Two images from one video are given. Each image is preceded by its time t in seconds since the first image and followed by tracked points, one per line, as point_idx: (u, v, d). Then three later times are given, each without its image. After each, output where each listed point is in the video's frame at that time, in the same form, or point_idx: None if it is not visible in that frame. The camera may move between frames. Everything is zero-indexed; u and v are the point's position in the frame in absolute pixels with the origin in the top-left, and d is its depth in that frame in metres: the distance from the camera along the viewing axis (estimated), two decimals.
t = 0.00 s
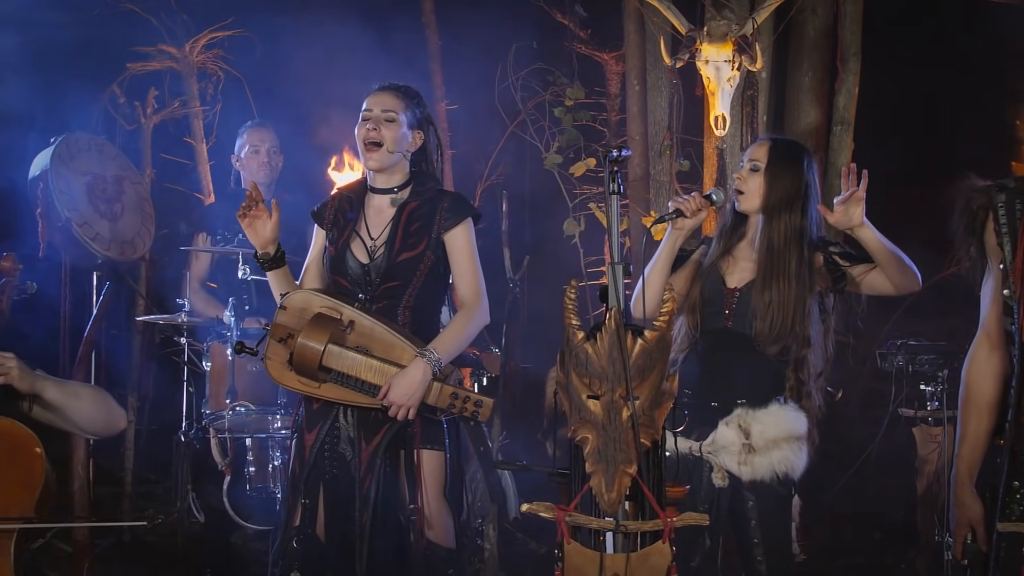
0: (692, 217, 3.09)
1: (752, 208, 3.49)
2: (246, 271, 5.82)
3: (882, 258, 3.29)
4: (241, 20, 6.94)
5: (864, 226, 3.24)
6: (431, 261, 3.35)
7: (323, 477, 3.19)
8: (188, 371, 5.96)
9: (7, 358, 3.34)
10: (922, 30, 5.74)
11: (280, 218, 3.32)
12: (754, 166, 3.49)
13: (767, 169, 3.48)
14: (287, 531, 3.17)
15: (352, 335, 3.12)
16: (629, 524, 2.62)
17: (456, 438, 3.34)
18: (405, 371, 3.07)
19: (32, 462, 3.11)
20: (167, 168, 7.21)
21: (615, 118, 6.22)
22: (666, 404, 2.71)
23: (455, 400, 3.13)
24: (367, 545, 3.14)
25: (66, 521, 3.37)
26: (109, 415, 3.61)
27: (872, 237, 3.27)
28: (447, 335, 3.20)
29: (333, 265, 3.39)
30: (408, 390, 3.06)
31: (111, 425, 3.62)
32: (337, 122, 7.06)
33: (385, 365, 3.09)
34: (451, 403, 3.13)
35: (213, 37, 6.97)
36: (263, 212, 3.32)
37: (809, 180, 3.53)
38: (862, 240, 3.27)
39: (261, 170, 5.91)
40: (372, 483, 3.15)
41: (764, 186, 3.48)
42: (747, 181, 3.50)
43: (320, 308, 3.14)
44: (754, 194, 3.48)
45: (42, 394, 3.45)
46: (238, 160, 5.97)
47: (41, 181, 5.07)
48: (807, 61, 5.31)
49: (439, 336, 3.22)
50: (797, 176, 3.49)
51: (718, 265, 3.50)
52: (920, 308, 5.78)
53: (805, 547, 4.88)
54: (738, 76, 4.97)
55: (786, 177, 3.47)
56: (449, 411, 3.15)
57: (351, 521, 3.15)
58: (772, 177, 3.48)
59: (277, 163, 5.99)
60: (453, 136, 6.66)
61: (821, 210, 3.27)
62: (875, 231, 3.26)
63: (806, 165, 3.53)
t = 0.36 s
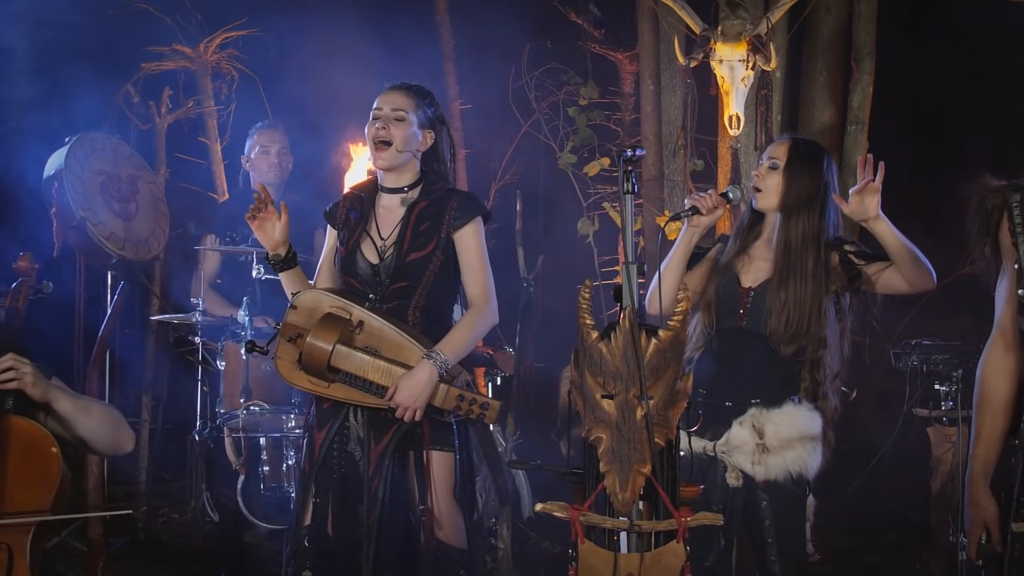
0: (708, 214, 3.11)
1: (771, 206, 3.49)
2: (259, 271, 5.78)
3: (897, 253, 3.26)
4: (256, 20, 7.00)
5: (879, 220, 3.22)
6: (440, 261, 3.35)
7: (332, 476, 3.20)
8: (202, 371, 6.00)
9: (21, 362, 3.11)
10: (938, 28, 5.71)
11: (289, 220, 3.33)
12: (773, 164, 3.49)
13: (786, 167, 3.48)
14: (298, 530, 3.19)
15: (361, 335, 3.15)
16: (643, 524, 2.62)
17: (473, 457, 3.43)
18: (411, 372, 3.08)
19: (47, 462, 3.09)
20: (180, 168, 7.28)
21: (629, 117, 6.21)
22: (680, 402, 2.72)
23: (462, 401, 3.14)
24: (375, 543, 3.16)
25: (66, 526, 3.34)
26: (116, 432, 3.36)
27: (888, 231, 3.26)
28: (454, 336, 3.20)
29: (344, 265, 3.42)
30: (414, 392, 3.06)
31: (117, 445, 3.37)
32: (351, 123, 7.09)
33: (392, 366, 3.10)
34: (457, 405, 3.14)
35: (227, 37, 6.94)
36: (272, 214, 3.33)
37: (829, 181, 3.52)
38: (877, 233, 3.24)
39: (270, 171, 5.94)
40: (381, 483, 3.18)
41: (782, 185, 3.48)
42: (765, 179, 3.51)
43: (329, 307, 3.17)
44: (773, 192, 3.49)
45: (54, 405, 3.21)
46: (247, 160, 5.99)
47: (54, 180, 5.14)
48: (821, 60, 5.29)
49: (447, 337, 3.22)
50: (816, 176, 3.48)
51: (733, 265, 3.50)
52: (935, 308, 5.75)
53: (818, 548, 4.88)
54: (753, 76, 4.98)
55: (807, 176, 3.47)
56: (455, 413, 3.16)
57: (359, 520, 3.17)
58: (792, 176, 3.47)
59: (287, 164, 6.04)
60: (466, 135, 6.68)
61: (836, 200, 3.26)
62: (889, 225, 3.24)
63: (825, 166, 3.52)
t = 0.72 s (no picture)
0: (724, 212, 3.11)
1: (788, 205, 3.48)
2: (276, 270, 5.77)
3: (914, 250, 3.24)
4: (271, 20, 7.08)
5: (895, 213, 3.22)
6: (453, 262, 3.37)
7: (346, 476, 3.23)
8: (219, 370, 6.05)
9: (36, 361, 3.18)
10: (957, 26, 5.67)
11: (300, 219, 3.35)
12: (792, 164, 3.48)
13: (805, 167, 3.47)
14: (313, 530, 3.23)
15: (374, 336, 3.16)
16: (658, 524, 2.62)
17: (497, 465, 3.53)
18: (425, 374, 3.08)
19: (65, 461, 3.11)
20: (197, 168, 7.36)
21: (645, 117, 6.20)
22: (696, 403, 2.72)
23: (474, 404, 3.13)
24: (388, 544, 3.17)
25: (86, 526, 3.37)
26: (136, 421, 3.45)
27: (905, 227, 3.23)
28: (466, 337, 3.20)
29: (358, 266, 3.44)
30: (427, 394, 3.06)
31: (138, 435, 3.45)
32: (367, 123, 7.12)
33: (406, 368, 3.10)
34: (470, 407, 3.13)
35: (244, 37, 7.01)
36: (284, 212, 3.35)
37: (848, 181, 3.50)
38: (893, 227, 3.23)
39: (292, 170, 5.99)
40: (394, 484, 3.18)
41: (802, 184, 3.46)
42: (784, 178, 3.49)
43: (343, 308, 3.18)
44: (791, 191, 3.47)
45: (73, 401, 3.30)
46: (267, 159, 6.02)
47: (71, 181, 5.16)
48: (837, 60, 5.28)
49: (460, 338, 3.22)
50: (836, 175, 3.47)
51: (750, 264, 3.49)
52: (954, 308, 5.71)
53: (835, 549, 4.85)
54: (770, 76, 4.95)
55: (828, 176, 3.45)
56: (468, 415, 3.15)
57: (371, 521, 3.19)
58: (812, 176, 3.46)
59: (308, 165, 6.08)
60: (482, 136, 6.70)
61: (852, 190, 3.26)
62: (904, 217, 3.23)
63: (845, 166, 3.51)
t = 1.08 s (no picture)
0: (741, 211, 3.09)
1: (806, 204, 3.48)
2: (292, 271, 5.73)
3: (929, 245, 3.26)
4: (287, 20, 7.16)
5: (913, 206, 3.23)
6: (470, 263, 3.38)
7: (365, 476, 3.25)
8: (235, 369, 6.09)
9: (62, 360, 3.43)
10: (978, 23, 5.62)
11: (315, 215, 3.37)
12: (812, 162, 3.47)
13: (825, 166, 3.45)
14: (330, 530, 3.24)
15: (394, 336, 3.18)
16: (675, 525, 2.63)
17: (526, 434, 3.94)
18: (447, 374, 3.10)
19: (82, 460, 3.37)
20: (213, 168, 7.37)
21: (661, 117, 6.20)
22: (713, 403, 2.72)
23: (496, 404, 3.16)
24: (407, 543, 3.20)
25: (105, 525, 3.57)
26: (152, 417, 3.80)
27: (922, 220, 3.25)
28: (488, 337, 3.22)
29: (374, 265, 3.44)
30: (450, 393, 3.09)
31: (155, 430, 3.81)
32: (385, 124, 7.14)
33: (427, 368, 3.12)
34: (492, 407, 3.15)
35: (261, 37, 7.06)
36: (299, 207, 3.38)
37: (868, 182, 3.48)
38: (910, 221, 3.25)
39: (325, 173, 6.08)
40: (413, 483, 3.22)
41: (821, 184, 3.45)
42: (804, 177, 3.48)
43: (362, 308, 3.20)
44: (810, 189, 3.47)
45: (95, 396, 3.59)
46: (303, 157, 6.09)
47: (88, 182, 5.19)
48: (854, 59, 5.27)
49: (481, 339, 3.25)
50: (857, 175, 3.45)
51: (767, 263, 3.49)
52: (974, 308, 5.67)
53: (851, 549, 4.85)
54: (786, 76, 4.97)
55: (848, 177, 3.44)
56: (490, 415, 3.17)
57: (390, 521, 3.22)
58: (833, 176, 3.44)
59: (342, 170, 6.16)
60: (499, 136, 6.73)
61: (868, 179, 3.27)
62: (920, 211, 3.25)
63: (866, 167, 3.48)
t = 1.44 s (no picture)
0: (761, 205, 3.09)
1: (830, 201, 3.46)
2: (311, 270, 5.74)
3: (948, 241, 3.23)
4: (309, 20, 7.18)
5: (935, 204, 3.21)
6: (494, 263, 3.42)
7: (389, 476, 3.27)
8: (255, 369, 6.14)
9: (79, 363, 3.26)
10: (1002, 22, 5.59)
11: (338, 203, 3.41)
12: (839, 161, 3.44)
13: (852, 164, 3.42)
14: (352, 530, 3.25)
15: (420, 335, 3.19)
16: (696, 524, 2.64)
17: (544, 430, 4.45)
18: (477, 372, 3.14)
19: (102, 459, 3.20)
20: (234, 168, 7.46)
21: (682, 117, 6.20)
22: (734, 403, 2.73)
23: (527, 402, 3.19)
24: (430, 543, 3.22)
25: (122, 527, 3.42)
26: (171, 433, 3.47)
27: (943, 217, 3.23)
28: (515, 336, 3.27)
29: (395, 263, 3.44)
30: (482, 391, 3.13)
31: (171, 445, 3.47)
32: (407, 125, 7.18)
33: (455, 366, 3.14)
34: (523, 405, 3.19)
35: (282, 37, 7.15)
36: (323, 195, 3.42)
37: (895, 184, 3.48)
38: (931, 218, 3.22)
39: (360, 176, 6.14)
40: (437, 483, 3.24)
41: (847, 183, 3.43)
42: (829, 175, 3.46)
43: (387, 308, 3.21)
44: (835, 187, 3.45)
45: (110, 405, 3.36)
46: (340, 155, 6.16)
47: (110, 181, 5.28)
48: (875, 59, 5.25)
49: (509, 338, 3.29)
50: (882, 176, 3.42)
51: (788, 262, 3.48)
52: (997, 308, 5.63)
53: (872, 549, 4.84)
54: (807, 76, 4.93)
55: (873, 177, 3.41)
56: (520, 413, 3.20)
57: (414, 521, 3.25)
58: (859, 175, 3.42)
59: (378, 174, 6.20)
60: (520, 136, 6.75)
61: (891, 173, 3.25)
62: (943, 210, 3.23)
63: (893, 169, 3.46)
